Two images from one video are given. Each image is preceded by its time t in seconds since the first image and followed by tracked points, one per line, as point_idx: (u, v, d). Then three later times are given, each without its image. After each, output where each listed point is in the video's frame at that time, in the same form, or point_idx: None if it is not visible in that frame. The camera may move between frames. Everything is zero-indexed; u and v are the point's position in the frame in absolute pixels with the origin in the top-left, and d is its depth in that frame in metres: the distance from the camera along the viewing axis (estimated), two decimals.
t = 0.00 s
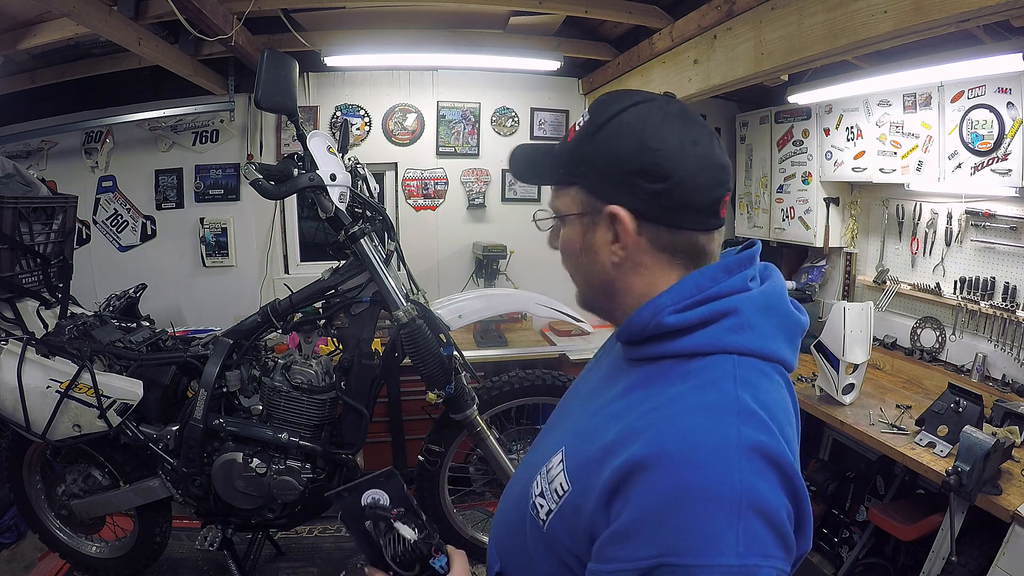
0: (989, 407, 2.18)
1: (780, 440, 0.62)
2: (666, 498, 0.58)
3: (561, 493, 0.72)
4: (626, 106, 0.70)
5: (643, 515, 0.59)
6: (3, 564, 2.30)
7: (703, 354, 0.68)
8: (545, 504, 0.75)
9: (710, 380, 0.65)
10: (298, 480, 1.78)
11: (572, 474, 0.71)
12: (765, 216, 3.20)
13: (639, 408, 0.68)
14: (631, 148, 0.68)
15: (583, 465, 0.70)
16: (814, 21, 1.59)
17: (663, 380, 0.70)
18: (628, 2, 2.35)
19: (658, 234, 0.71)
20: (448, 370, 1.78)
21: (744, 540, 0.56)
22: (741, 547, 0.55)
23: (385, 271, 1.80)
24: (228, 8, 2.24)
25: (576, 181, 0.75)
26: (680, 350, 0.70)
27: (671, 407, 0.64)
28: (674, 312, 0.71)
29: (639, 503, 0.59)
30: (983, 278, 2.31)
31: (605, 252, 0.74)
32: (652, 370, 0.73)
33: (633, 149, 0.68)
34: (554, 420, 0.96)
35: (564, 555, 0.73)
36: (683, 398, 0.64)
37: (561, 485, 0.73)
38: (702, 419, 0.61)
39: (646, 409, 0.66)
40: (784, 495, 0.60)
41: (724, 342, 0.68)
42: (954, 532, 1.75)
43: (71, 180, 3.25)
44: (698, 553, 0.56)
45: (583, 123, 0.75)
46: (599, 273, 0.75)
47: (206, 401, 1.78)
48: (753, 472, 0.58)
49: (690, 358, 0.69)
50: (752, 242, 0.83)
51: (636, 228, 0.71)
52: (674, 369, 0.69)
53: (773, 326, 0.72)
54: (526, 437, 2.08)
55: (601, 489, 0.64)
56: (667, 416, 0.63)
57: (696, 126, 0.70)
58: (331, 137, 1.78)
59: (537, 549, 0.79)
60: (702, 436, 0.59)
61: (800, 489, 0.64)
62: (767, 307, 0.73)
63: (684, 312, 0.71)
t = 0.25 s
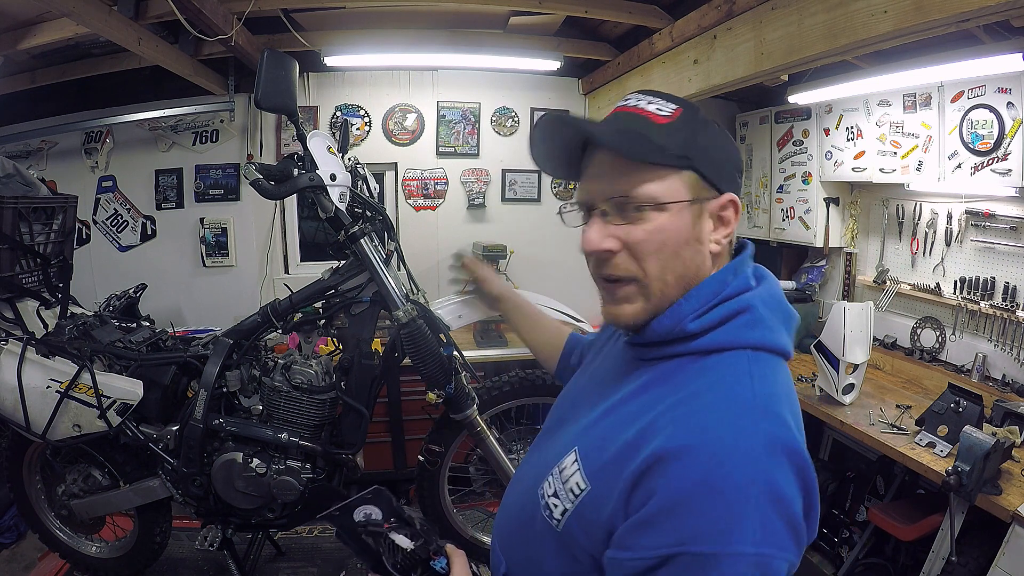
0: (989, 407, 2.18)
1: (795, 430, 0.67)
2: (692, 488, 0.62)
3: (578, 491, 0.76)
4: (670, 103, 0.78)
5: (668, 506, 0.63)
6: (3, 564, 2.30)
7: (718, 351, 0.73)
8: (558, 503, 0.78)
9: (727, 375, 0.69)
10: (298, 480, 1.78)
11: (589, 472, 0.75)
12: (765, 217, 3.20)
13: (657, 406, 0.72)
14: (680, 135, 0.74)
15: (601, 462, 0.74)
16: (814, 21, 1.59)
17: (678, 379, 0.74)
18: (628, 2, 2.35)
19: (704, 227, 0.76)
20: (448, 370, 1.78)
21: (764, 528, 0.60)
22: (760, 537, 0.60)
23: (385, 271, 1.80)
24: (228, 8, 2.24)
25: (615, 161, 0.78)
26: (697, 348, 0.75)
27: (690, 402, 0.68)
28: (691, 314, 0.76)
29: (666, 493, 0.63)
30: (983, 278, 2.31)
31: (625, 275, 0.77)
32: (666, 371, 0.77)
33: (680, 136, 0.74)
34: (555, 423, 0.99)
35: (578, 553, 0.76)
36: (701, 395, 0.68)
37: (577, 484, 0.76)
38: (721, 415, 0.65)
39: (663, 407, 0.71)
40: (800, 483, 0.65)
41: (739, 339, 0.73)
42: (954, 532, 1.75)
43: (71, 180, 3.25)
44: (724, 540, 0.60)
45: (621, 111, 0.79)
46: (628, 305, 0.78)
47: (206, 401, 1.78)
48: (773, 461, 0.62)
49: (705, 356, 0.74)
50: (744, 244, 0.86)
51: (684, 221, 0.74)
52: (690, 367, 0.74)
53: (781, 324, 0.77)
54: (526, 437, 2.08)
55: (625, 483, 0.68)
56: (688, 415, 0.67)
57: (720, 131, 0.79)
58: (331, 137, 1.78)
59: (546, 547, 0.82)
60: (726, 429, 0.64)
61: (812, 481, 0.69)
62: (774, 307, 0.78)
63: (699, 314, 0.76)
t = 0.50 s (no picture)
0: (989, 407, 2.18)
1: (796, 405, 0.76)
2: (726, 470, 0.68)
3: (601, 493, 0.80)
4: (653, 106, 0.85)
5: (703, 490, 0.68)
6: (4, 564, 2.31)
7: (720, 340, 0.82)
8: (581, 509, 0.82)
9: (733, 363, 0.78)
10: (298, 480, 1.78)
11: (611, 472, 0.80)
12: (765, 216, 3.20)
13: (672, 402, 0.78)
14: (670, 136, 0.83)
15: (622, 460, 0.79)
16: (814, 21, 1.59)
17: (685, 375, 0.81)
18: (628, 2, 2.35)
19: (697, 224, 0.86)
20: (447, 370, 1.78)
21: (793, 496, 0.67)
22: (790, 505, 0.66)
23: (385, 271, 1.80)
24: (228, 8, 2.24)
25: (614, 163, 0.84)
26: (701, 341, 0.83)
27: (706, 393, 0.75)
28: (694, 311, 0.84)
29: (701, 478, 0.69)
30: (983, 278, 2.31)
31: (633, 275, 0.84)
32: (670, 369, 0.84)
33: (670, 137, 0.83)
34: (550, 436, 1.03)
35: (606, 555, 0.80)
36: (712, 387, 0.76)
37: (599, 486, 0.80)
38: (736, 401, 0.72)
39: (678, 402, 0.77)
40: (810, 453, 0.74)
41: (737, 328, 0.82)
42: (954, 532, 1.75)
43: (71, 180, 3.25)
44: (763, 512, 0.66)
45: (611, 114, 0.85)
46: (634, 307, 0.85)
47: (206, 401, 1.78)
48: (788, 436, 0.70)
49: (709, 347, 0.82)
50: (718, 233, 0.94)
51: (681, 218, 0.83)
52: (696, 360, 0.82)
53: (766, 313, 0.87)
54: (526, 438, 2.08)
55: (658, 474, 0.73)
56: (705, 405, 0.74)
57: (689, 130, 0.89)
58: (331, 137, 1.78)
59: (570, 555, 0.85)
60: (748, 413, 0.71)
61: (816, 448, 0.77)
62: (760, 299, 0.88)
63: (701, 309, 0.84)
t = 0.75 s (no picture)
0: (989, 407, 2.18)
1: (795, 394, 0.78)
2: (734, 462, 0.69)
3: (605, 491, 0.80)
4: (647, 109, 0.86)
5: (712, 484, 0.69)
6: (4, 564, 2.30)
7: (716, 335, 0.83)
8: (586, 508, 0.82)
9: (730, 357, 0.79)
10: (298, 480, 1.78)
11: (615, 470, 0.80)
12: (765, 217, 3.20)
13: (672, 398, 0.79)
14: (664, 139, 0.83)
15: (625, 458, 0.80)
16: (814, 21, 1.59)
17: (684, 370, 0.82)
18: (628, 2, 2.35)
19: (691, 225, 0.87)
20: (448, 370, 1.78)
21: (800, 484, 0.68)
22: (799, 491, 0.68)
23: (385, 271, 1.80)
24: (228, 8, 2.24)
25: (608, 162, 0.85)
26: (696, 336, 0.84)
27: (706, 387, 0.76)
28: (689, 307, 0.85)
29: (710, 471, 0.69)
30: (983, 278, 2.31)
31: (630, 273, 0.84)
32: (668, 365, 0.85)
33: (665, 139, 0.83)
34: (547, 437, 1.04)
35: (614, 553, 0.80)
36: (713, 381, 0.77)
37: (603, 484, 0.81)
38: (738, 394, 0.73)
39: (679, 397, 0.78)
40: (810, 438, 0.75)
41: (734, 322, 0.83)
42: (954, 532, 1.75)
43: (71, 180, 3.25)
44: (773, 501, 0.66)
45: (605, 115, 0.85)
46: (631, 304, 0.85)
47: (206, 401, 1.78)
48: (790, 424, 0.71)
49: (705, 343, 0.83)
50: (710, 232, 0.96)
51: (676, 218, 0.84)
52: (692, 356, 0.83)
53: (760, 306, 0.89)
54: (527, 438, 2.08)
55: (665, 470, 0.74)
56: (708, 400, 0.75)
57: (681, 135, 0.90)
58: (331, 137, 1.78)
59: (576, 555, 0.85)
60: (750, 404, 0.72)
61: (816, 433, 0.79)
62: (753, 292, 0.90)
63: (696, 305, 0.85)
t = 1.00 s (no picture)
0: (989, 407, 2.18)
1: (788, 383, 0.79)
2: (730, 454, 0.69)
3: (601, 485, 0.81)
4: (651, 107, 0.84)
5: (710, 476, 0.70)
6: (4, 564, 2.31)
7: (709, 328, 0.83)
8: (583, 502, 0.83)
9: (723, 350, 0.79)
10: (298, 480, 1.78)
11: (610, 464, 0.80)
12: (765, 217, 3.20)
13: (665, 391, 0.80)
14: (661, 133, 0.81)
15: (620, 452, 0.80)
16: (814, 21, 1.59)
17: (677, 362, 0.82)
18: (628, 2, 2.35)
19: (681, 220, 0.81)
20: (448, 370, 1.78)
21: (797, 472, 0.70)
22: (796, 480, 0.69)
23: (385, 271, 1.80)
24: (228, 8, 2.24)
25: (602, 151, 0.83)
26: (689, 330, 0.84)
27: (699, 380, 0.77)
28: (681, 299, 0.85)
29: (707, 465, 0.70)
30: (983, 278, 2.31)
31: (607, 261, 0.79)
32: (661, 357, 0.86)
33: (662, 133, 0.81)
34: (542, 433, 1.04)
35: (613, 546, 0.81)
36: (706, 373, 0.77)
37: (599, 478, 0.81)
38: (732, 386, 0.74)
39: (673, 390, 0.78)
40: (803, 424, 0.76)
41: (728, 316, 0.84)
42: (954, 532, 1.75)
43: (71, 180, 3.25)
44: (771, 491, 0.67)
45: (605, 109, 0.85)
46: (611, 291, 0.81)
47: (206, 401, 1.78)
48: (784, 414, 0.72)
49: (698, 336, 0.84)
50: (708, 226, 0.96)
51: (665, 212, 0.79)
52: (685, 349, 0.83)
53: (752, 297, 0.89)
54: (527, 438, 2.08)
55: (662, 464, 0.74)
56: (701, 392, 0.75)
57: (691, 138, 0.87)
58: (331, 137, 1.78)
59: (575, 549, 0.86)
60: (742, 396, 0.73)
61: (810, 418, 0.80)
62: (745, 283, 0.90)
63: (688, 298, 0.85)
